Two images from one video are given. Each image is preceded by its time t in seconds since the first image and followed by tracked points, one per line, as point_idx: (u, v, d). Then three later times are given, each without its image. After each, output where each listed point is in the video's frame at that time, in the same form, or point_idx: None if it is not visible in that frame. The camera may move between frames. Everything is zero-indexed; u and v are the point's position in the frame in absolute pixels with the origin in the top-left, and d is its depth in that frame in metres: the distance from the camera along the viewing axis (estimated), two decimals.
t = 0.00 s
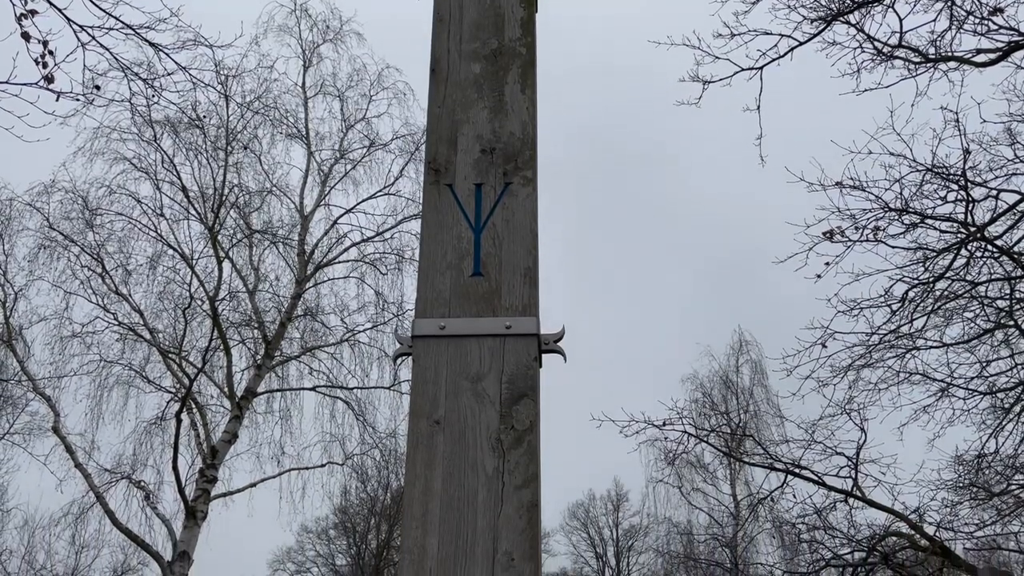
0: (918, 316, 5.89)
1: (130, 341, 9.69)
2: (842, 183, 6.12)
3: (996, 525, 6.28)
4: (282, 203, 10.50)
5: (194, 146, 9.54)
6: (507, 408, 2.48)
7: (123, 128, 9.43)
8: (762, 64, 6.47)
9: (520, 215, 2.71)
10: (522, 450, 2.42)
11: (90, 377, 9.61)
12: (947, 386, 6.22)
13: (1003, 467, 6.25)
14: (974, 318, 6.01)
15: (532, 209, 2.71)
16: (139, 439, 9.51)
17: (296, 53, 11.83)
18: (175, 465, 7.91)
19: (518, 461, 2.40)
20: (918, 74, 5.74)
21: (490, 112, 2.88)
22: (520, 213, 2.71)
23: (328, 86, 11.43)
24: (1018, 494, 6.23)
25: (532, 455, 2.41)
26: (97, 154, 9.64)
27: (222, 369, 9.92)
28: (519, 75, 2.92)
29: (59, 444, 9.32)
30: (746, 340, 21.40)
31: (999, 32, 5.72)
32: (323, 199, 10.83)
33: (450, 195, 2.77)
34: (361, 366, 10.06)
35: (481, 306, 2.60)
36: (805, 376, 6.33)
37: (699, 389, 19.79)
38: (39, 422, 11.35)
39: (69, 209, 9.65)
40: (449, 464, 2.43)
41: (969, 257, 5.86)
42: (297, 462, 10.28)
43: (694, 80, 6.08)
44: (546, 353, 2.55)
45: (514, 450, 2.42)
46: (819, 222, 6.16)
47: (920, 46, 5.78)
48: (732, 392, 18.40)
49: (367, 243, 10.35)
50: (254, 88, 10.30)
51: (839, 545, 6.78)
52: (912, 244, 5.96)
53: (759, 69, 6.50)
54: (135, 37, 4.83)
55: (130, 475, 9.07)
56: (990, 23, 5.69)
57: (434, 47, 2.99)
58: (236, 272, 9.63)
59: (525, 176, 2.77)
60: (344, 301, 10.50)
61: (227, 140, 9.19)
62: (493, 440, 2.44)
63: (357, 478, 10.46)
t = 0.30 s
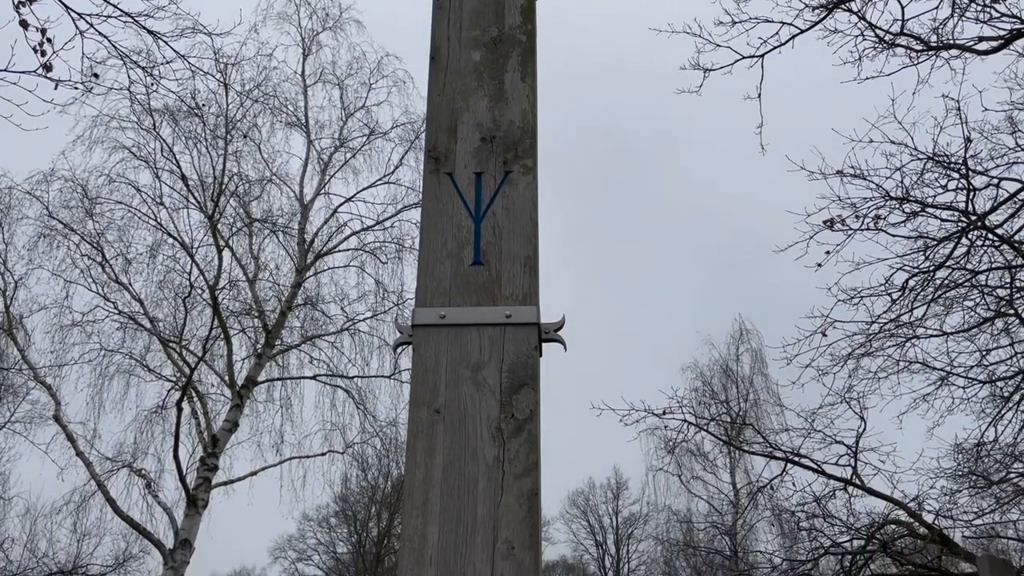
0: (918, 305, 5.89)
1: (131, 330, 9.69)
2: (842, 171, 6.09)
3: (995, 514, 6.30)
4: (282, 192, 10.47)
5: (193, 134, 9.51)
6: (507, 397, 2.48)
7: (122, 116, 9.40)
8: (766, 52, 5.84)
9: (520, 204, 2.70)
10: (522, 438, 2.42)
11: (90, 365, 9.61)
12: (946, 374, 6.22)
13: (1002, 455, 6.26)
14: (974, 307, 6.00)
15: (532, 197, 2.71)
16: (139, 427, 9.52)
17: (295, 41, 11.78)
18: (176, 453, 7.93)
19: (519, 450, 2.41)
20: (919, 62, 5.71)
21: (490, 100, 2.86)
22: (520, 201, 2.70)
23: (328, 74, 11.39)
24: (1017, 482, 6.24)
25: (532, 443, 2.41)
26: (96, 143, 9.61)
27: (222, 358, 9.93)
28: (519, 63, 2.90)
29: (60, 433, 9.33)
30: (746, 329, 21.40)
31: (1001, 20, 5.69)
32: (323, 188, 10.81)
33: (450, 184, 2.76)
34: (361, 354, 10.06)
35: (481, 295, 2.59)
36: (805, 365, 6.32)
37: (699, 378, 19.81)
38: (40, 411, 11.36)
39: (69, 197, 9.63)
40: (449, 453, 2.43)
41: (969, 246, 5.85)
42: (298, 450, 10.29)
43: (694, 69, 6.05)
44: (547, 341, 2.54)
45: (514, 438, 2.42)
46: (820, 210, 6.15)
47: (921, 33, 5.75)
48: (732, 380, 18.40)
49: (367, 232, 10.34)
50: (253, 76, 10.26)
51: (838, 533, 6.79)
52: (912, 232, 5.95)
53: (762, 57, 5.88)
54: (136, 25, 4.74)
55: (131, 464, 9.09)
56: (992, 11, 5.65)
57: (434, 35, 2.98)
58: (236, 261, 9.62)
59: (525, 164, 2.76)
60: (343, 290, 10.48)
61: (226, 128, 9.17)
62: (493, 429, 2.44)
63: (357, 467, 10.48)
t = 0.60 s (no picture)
0: (918, 293, 5.88)
1: (131, 319, 9.68)
2: (843, 159, 6.07)
3: (993, 501, 6.31)
4: (281, 180, 10.45)
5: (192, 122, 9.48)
6: (507, 386, 2.47)
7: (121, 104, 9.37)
8: (767, 40, 5.72)
9: (520, 192, 2.69)
10: (522, 427, 2.42)
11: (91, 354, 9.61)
12: (946, 362, 6.22)
13: (1001, 443, 6.26)
14: (974, 295, 6.00)
15: (532, 186, 2.70)
16: (140, 416, 9.53)
17: (294, 29, 11.72)
18: (177, 441, 7.95)
19: (518, 438, 2.41)
20: (921, 50, 5.68)
21: (490, 88, 2.85)
22: (520, 190, 2.70)
23: (328, 62, 11.33)
24: (1016, 470, 6.25)
25: (532, 432, 2.41)
26: (95, 131, 9.58)
27: (223, 346, 9.93)
28: (519, 51, 2.88)
29: (61, 421, 9.35)
30: (746, 317, 21.40)
31: (1003, 7, 5.66)
32: (323, 176, 10.78)
33: (450, 172, 2.75)
34: (362, 343, 10.06)
35: (481, 283, 2.59)
36: (805, 353, 6.32)
37: (699, 366, 19.82)
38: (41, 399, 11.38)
39: (68, 186, 9.61)
40: (449, 442, 2.43)
41: (969, 235, 5.84)
42: (298, 438, 10.31)
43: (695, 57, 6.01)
44: (546, 330, 2.54)
45: (514, 427, 2.42)
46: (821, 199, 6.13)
47: (923, 21, 5.72)
48: (732, 369, 18.42)
49: (367, 220, 10.32)
50: (252, 64, 10.22)
51: (837, 521, 6.81)
52: (913, 221, 5.94)
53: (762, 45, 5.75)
54: (134, 12, 4.72)
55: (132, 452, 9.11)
56: None
57: (433, 22, 2.96)
58: (236, 249, 9.60)
59: (525, 152, 2.75)
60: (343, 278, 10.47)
61: (225, 117, 9.15)
62: (493, 418, 2.44)
63: (358, 455, 10.50)
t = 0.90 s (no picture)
0: (918, 281, 5.87)
1: (131, 307, 9.67)
2: (845, 147, 6.05)
3: (992, 489, 6.33)
4: (281, 168, 10.42)
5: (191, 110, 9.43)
6: (507, 374, 2.47)
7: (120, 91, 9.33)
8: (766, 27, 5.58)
9: (520, 180, 2.68)
10: (522, 415, 2.42)
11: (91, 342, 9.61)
12: (946, 350, 6.22)
13: (1000, 431, 6.27)
14: (974, 283, 5.99)
15: (532, 174, 2.69)
16: (141, 404, 9.54)
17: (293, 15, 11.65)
18: (178, 429, 7.96)
19: (519, 426, 2.41)
20: (922, 37, 5.65)
21: (490, 75, 2.84)
22: (520, 177, 2.69)
23: (327, 48, 11.27)
24: (1015, 457, 6.26)
25: (532, 420, 2.41)
26: (94, 119, 9.54)
27: (223, 334, 9.93)
28: (519, 38, 2.87)
29: (62, 409, 9.36)
30: (747, 306, 21.39)
31: None
32: (322, 164, 10.75)
33: (450, 160, 2.74)
34: (362, 331, 10.06)
35: (481, 272, 2.58)
36: (805, 342, 6.31)
37: (699, 354, 19.83)
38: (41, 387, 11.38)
39: (67, 173, 9.58)
40: (449, 430, 2.43)
41: (970, 223, 5.83)
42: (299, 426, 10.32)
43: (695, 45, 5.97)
44: (546, 319, 2.54)
45: (514, 415, 2.43)
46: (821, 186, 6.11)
47: (925, 8, 5.68)
48: (732, 357, 18.43)
49: (367, 209, 10.29)
50: (251, 51, 10.17)
51: (836, 508, 6.83)
52: (914, 209, 5.93)
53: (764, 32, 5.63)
54: None
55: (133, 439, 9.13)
56: None
57: (433, 9, 2.94)
58: (235, 238, 9.58)
59: (525, 140, 2.74)
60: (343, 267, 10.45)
61: (225, 104, 9.11)
62: (494, 406, 2.44)
63: (359, 443, 10.52)
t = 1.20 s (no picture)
0: (919, 269, 5.87)
1: (131, 295, 9.67)
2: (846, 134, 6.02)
3: (991, 476, 6.34)
4: (280, 156, 10.39)
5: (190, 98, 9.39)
6: (507, 362, 2.47)
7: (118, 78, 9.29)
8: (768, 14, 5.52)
9: (521, 168, 2.67)
10: (522, 403, 2.42)
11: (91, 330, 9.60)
12: (946, 338, 6.22)
13: (999, 418, 6.28)
14: (974, 271, 5.98)
15: (533, 161, 2.68)
16: (142, 392, 9.55)
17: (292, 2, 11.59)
18: (178, 416, 7.98)
19: (519, 414, 2.41)
20: (925, 24, 5.61)
21: (490, 62, 2.82)
22: (521, 165, 2.68)
23: (326, 35, 11.22)
24: (1014, 445, 6.27)
25: (532, 408, 2.41)
26: (93, 106, 9.50)
27: (223, 322, 9.92)
28: (519, 25, 2.85)
29: (63, 397, 9.37)
30: (747, 294, 21.38)
31: None
32: (322, 152, 10.72)
33: (450, 148, 2.73)
34: (362, 320, 10.05)
35: (481, 260, 2.58)
36: (805, 330, 6.30)
37: (700, 342, 19.84)
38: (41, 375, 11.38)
39: (66, 161, 9.54)
40: (450, 418, 2.43)
41: (971, 210, 5.81)
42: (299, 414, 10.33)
43: (696, 32, 5.94)
44: (547, 307, 2.53)
45: (514, 403, 2.42)
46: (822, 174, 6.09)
47: None
48: (732, 345, 18.44)
49: (367, 196, 10.27)
50: (250, 38, 10.12)
51: (836, 495, 6.85)
52: (915, 196, 5.91)
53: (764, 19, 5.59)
54: None
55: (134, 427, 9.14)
56: None
57: None
58: (235, 226, 9.56)
59: (525, 128, 2.72)
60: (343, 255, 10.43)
61: (224, 92, 9.08)
62: (494, 394, 2.44)
63: (359, 430, 10.53)
